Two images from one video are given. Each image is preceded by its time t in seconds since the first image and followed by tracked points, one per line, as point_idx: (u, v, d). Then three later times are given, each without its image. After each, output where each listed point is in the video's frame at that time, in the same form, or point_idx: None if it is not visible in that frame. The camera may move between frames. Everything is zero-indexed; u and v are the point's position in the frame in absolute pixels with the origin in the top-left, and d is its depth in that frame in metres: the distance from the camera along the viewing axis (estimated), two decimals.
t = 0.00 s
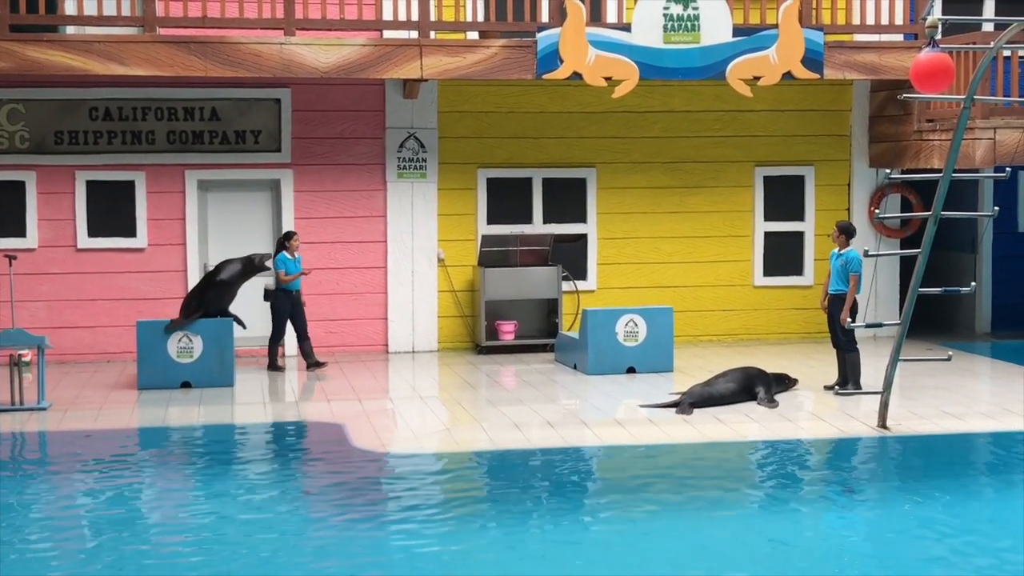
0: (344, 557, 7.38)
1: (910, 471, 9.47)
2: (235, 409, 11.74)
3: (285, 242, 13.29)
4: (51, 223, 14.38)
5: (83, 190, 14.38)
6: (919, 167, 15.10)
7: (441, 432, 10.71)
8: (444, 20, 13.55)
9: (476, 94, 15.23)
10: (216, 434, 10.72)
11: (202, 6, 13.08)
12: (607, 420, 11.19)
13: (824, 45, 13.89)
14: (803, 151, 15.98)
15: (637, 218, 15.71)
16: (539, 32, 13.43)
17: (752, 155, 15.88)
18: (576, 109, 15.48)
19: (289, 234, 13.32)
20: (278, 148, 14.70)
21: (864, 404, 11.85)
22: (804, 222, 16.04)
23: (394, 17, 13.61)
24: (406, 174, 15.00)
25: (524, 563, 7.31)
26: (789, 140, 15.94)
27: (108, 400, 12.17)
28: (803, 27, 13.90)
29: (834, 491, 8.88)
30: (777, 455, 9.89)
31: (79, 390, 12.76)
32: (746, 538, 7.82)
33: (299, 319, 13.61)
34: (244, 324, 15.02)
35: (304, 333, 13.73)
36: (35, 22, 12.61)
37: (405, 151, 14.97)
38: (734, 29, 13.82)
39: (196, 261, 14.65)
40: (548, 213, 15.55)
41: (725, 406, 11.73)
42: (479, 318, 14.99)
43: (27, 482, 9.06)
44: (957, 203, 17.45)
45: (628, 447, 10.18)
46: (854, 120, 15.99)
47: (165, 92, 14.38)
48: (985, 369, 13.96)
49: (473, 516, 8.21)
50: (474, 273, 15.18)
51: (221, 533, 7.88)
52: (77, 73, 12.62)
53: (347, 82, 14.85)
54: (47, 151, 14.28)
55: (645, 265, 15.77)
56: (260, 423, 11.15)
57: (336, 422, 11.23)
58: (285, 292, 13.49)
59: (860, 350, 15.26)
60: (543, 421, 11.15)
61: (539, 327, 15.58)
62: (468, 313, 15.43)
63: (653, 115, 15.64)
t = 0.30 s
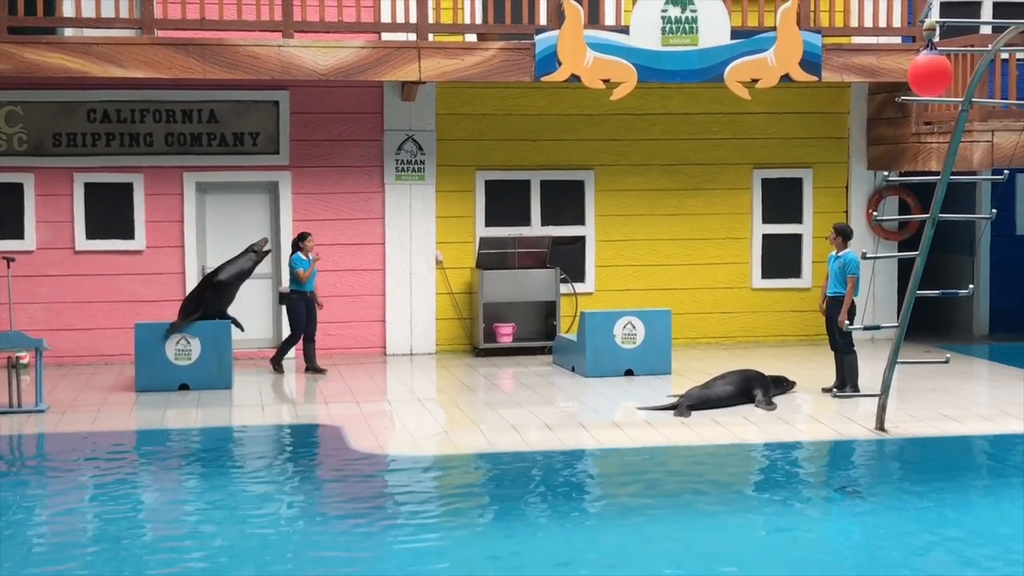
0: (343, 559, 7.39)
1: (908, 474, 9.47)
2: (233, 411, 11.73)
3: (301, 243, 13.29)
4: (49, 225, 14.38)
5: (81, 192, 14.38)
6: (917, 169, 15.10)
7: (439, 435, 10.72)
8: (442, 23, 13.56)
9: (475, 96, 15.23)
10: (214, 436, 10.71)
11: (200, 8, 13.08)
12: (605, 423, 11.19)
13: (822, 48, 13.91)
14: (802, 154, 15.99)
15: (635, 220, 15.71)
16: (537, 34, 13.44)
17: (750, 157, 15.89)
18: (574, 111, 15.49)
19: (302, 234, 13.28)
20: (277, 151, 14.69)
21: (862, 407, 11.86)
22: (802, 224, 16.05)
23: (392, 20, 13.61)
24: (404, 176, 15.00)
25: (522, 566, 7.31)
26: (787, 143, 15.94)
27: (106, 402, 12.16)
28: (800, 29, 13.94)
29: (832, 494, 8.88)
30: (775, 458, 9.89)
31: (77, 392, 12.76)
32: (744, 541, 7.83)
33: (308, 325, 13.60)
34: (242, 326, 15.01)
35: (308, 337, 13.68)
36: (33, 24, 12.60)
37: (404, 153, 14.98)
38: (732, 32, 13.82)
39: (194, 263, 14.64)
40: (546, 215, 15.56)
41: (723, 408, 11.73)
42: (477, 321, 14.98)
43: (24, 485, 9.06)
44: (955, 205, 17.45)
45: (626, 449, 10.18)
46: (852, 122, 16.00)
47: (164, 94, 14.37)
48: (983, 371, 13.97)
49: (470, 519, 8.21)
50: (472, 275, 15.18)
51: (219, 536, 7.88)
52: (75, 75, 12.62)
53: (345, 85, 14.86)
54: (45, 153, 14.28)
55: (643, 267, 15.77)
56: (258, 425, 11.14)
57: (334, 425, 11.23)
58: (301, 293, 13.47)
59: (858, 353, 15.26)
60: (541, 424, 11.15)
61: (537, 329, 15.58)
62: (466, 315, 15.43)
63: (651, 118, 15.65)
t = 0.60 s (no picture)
0: (340, 561, 7.38)
1: (906, 476, 9.48)
2: (231, 413, 11.73)
3: (307, 245, 13.34)
4: (47, 227, 14.38)
5: (79, 194, 14.38)
6: (915, 172, 15.10)
7: (437, 437, 10.72)
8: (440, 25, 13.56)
9: (472, 99, 15.24)
10: (211, 438, 10.71)
11: (198, 10, 13.08)
12: (603, 425, 11.19)
13: (820, 50, 13.92)
14: (800, 156, 15.99)
15: (634, 222, 15.72)
16: (536, 36, 13.44)
17: (747, 160, 15.90)
18: (572, 114, 15.49)
19: (311, 235, 13.38)
20: (275, 153, 14.69)
21: (860, 409, 11.86)
22: (800, 227, 16.05)
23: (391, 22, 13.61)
24: (402, 178, 15.01)
25: (519, 568, 7.31)
26: (785, 146, 15.95)
27: (104, 405, 12.15)
28: (799, 32, 13.95)
29: (829, 496, 8.88)
30: (773, 460, 9.89)
31: (74, 394, 12.75)
32: (742, 543, 7.82)
33: (312, 325, 13.54)
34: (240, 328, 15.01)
35: (310, 338, 13.65)
36: (31, 26, 12.60)
37: (402, 155, 14.98)
38: (731, 34, 13.83)
39: (191, 266, 14.64)
40: (544, 218, 15.56)
41: (721, 411, 11.73)
42: (475, 323, 14.98)
43: (22, 486, 9.05)
44: (953, 208, 17.46)
45: (624, 451, 10.17)
46: (851, 125, 16.01)
47: (161, 97, 14.37)
48: (981, 374, 13.97)
49: (468, 521, 8.21)
50: (470, 277, 15.18)
51: (216, 537, 7.87)
52: (73, 77, 12.61)
53: (344, 87, 14.86)
54: (43, 156, 14.28)
55: (641, 270, 15.78)
56: (255, 428, 11.13)
57: (332, 427, 11.23)
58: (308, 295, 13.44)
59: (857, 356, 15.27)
60: (539, 426, 11.15)
61: (535, 332, 15.58)
62: (464, 318, 15.43)
63: (649, 120, 15.66)
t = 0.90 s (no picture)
0: (337, 562, 7.38)
1: (903, 476, 9.47)
2: (228, 414, 11.73)
3: (312, 246, 13.35)
4: (44, 228, 14.37)
5: (75, 195, 14.37)
6: (911, 172, 15.11)
7: (434, 438, 10.71)
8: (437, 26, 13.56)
9: (469, 99, 15.24)
10: (209, 439, 10.70)
11: (195, 11, 13.07)
12: (600, 425, 11.19)
13: (816, 51, 13.93)
14: (797, 157, 16.00)
15: (631, 223, 15.72)
16: (532, 37, 13.44)
17: (744, 160, 15.90)
18: (569, 114, 15.50)
19: (312, 236, 13.40)
20: (271, 154, 14.69)
21: (856, 409, 11.87)
22: (797, 227, 16.06)
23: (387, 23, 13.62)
24: (400, 179, 15.01)
25: (516, 569, 7.30)
26: (782, 146, 15.96)
27: (100, 406, 12.15)
28: (795, 32, 13.95)
29: (826, 497, 8.88)
30: (770, 460, 9.89)
31: (71, 395, 12.74)
32: (739, 544, 7.82)
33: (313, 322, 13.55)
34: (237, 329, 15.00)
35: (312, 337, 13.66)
36: (28, 27, 12.59)
37: (399, 156, 14.99)
38: (727, 34, 13.83)
39: (188, 266, 14.64)
40: (542, 218, 15.57)
41: (718, 411, 11.73)
42: (472, 323, 14.98)
43: (19, 488, 9.04)
44: (950, 208, 17.48)
45: (621, 452, 10.18)
46: (847, 125, 16.02)
47: (158, 98, 14.37)
48: (978, 374, 13.97)
49: (465, 522, 8.20)
50: (468, 278, 15.18)
51: (213, 539, 7.87)
52: (69, 78, 12.61)
53: (340, 88, 14.86)
54: (39, 157, 14.27)
55: (638, 270, 15.78)
56: (252, 429, 11.13)
57: (329, 427, 11.23)
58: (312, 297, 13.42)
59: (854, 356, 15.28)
60: (536, 427, 11.15)
61: (532, 332, 15.59)
62: (461, 318, 15.43)
63: (646, 120, 15.66)
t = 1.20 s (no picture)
0: (340, 560, 7.38)
1: (905, 472, 9.48)
2: (231, 412, 11.73)
3: (318, 244, 13.28)
4: (46, 226, 14.37)
5: (77, 193, 14.37)
6: (913, 169, 15.10)
7: (436, 435, 10.71)
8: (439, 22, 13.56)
9: (471, 96, 15.23)
10: (211, 437, 10.70)
11: (197, 9, 13.06)
12: (603, 422, 11.19)
13: (818, 47, 13.92)
14: (799, 153, 16.00)
15: (633, 220, 15.71)
16: (534, 34, 13.45)
17: (746, 157, 15.89)
18: (571, 111, 15.49)
19: (318, 234, 13.35)
20: (273, 151, 14.69)
21: (859, 406, 11.87)
22: (799, 224, 16.06)
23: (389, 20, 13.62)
24: (401, 176, 15.01)
25: (519, 566, 7.30)
26: (784, 142, 15.95)
27: (103, 403, 12.15)
28: (797, 29, 13.93)
29: (829, 493, 8.88)
30: (772, 457, 9.89)
31: (73, 393, 12.74)
32: (743, 540, 7.82)
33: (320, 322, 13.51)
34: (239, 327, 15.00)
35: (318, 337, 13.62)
36: (30, 25, 12.59)
37: (401, 153, 14.98)
38: (729, 31, 13.82)
39: (190, 264, 14.64)
40: (544, 215, 15.56)
41: (720, 408, 11.73)
42: (474, 321, 14.97)
43: (21, 486, 9.04)
44: (952, 205, 17.47)
45: (624, 449, 10.18)
46: (849, 122, 16.01)
47: (161, 95, 14.37)
48: (980, 371, 13.97)
49: (467, 519, 8.20)
50: (470, 275, 15.19)
51: (216, 536, 7.87)
52: (71, 76, 12.61)
53: (342, 85, 14.85)
54: (41, 154, 14.27)
55: (640, 267, 15.77)
56: (254, 426, 11.13)
57: (331, 424, 11.24)
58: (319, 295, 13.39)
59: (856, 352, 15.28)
60: (539, 424, 11.15)
61: (534, 329, 15.59)
62: (463, 315, 15.44)
63: (648, 117, 15.65)
